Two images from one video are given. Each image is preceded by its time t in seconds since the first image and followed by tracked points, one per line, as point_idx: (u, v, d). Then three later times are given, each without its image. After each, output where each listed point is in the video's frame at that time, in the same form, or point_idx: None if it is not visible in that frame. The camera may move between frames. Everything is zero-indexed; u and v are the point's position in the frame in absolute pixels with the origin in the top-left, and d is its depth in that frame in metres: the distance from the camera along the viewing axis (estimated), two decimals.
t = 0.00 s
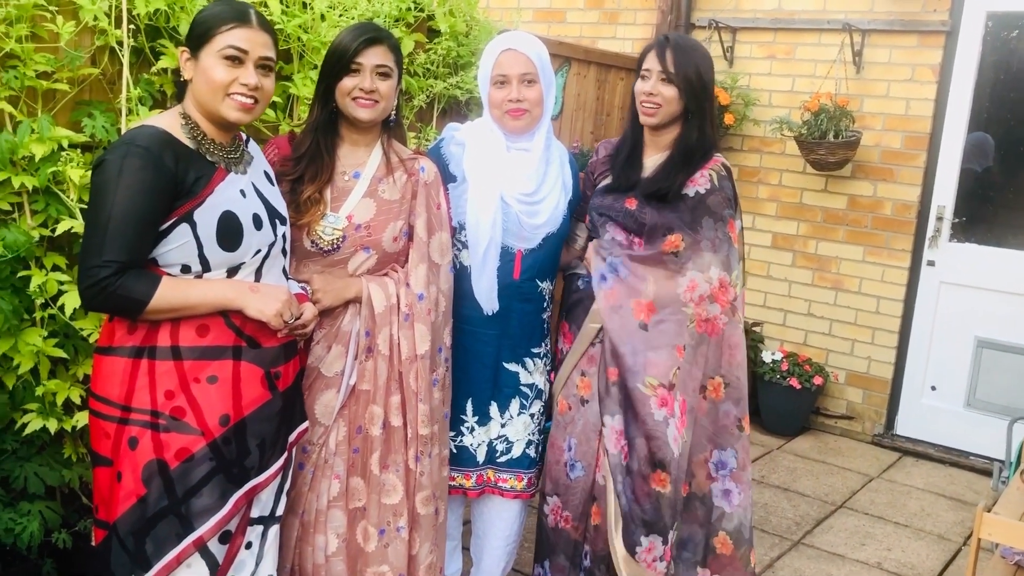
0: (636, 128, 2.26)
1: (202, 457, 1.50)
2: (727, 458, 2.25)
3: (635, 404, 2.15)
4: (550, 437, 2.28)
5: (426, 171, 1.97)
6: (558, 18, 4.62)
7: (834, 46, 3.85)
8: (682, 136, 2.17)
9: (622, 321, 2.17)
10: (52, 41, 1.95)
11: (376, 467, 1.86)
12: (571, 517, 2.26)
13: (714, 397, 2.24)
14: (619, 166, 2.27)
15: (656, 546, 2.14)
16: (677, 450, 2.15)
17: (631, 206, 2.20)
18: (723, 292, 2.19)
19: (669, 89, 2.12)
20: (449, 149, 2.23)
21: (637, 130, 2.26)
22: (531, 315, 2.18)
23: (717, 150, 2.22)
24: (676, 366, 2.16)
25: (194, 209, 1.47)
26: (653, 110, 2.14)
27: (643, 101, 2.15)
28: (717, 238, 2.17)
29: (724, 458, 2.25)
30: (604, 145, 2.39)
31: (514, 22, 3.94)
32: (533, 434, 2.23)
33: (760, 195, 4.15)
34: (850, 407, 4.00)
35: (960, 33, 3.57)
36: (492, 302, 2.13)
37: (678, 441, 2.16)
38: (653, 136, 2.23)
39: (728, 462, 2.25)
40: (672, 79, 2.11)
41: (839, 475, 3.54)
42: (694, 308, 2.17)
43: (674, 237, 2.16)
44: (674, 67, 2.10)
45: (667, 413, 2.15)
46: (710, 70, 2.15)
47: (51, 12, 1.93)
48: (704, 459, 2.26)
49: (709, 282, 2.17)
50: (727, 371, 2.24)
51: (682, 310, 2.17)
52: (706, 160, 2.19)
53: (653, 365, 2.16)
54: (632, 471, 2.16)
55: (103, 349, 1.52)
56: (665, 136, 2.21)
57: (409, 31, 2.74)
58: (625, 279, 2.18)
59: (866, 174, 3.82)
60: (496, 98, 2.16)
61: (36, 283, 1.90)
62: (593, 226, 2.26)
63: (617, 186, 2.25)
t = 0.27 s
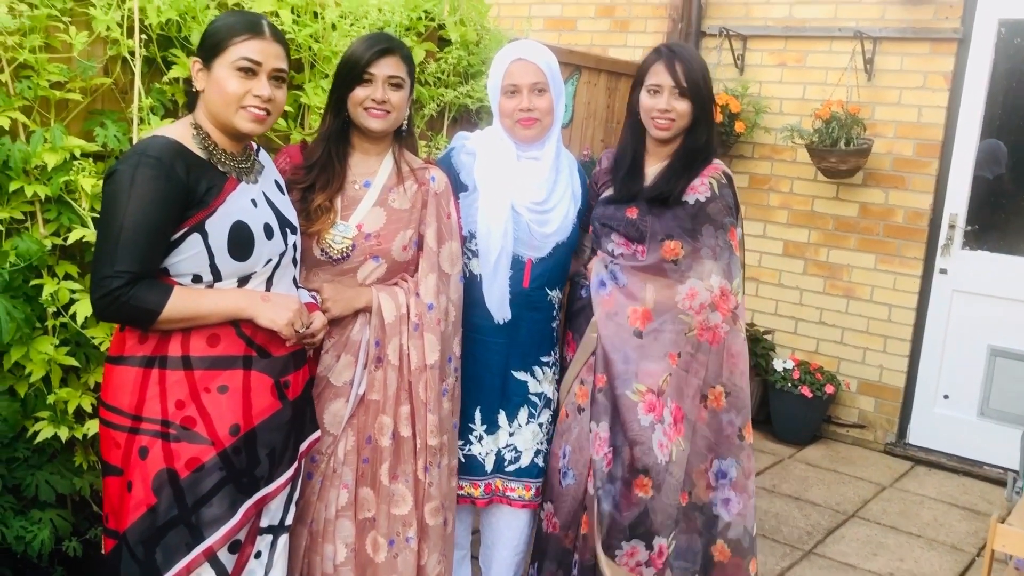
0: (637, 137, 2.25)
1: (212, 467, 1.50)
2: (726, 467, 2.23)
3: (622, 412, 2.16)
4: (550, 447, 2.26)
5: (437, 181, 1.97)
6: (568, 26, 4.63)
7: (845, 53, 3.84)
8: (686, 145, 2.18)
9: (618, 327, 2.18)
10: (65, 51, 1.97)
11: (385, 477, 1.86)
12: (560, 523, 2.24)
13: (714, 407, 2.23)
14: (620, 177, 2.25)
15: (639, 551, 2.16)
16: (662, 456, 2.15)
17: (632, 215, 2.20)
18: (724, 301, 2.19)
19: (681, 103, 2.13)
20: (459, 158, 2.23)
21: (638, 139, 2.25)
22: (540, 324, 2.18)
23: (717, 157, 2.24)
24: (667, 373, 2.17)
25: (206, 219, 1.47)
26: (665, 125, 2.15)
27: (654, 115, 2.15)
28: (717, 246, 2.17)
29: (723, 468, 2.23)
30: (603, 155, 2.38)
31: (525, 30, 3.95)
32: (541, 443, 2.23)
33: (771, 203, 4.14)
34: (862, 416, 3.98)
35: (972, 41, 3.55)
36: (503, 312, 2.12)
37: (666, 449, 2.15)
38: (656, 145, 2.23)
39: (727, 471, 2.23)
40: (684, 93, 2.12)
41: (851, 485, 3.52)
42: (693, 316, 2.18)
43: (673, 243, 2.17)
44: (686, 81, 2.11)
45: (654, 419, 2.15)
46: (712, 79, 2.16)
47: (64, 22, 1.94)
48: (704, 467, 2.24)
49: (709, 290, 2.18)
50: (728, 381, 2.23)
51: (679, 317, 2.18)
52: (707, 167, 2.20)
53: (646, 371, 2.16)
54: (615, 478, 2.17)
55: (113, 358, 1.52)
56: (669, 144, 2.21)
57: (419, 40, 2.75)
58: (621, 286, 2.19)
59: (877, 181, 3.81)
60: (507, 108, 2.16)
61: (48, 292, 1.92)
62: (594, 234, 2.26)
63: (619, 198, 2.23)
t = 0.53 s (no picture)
0: (641, 149, 2.25)
1: (226, 485, 1.50)
2: (728, 479, 2.21)
3: (626, 423, 2.16)
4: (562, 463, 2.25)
5: (449, 197, 1.97)
6: (579, 39, 4.64)
7: (857, 63, 3.83)
8: (690, 154, 2.18)
9: (622, 338, 2.18)
10: (78, 70, 1.98)
11: (399, 494, 1.85)
12: (567, 537, 2.23)
13: (717, 417, 2.20)
14: (625, 190, 2.24)
15: (635, 560, 2.17)
16: (660, 464, 2.16)
17: (639, 227, 2.19)
18: (728, 310, 2.19)
19: (685, 112, 2.13)
20: (472, 172, 2.23)
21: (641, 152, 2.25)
22: (552, 338, 2.17)
23: (721, 166, 2.24)
24: (672, 383, 2.17)
25: (218, 236, 1.47)
26: (670, 135, 2.14)
27: (659, 126, 2.14)
28: (723, 255, 2.17)
29: (726, 479, 2.21)
30: (608, 170, 2.37)
31: (536, 43, 3.95)
32: (554, 458, 2.22)
33: (784, 214, 4.12)
34: (879, 427, 3.94)
35: (985, 49, 3.53)
36: (517, 326, 2.11)
37: (665, 457, 2.16)
38: (660, 157, 2.23)
39: (728, 483, 2.21)
40: (688, 103, 2.12)
41: (869, 497, 3.49)
42: (697, 325, 2.18)
43: (679, 252, 2.17)
44: (689, 91, 2.11)
45: (658, 429, 2.16)
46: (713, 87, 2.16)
47: (77, 41, 1.95)
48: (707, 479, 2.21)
49: (713, 299, 2.18)
50: (733, 392, 2.21)
51: (684, 327, 2.18)
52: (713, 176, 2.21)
53: (653, 381, 2.17)
54: (615, 491, 2.17)
55: (126, 377, 1.52)
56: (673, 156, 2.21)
57: (430, 55, 2.75)
58: (626, 297, 2.19)
59: (891, 191, 3.79)
60: (519, 122, 2.16)
61: (62, 309, 1.92)
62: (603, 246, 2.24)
63: (624, 211, 2.22)
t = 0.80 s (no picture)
0: (649, 158, 2.24)
1: (237, 507, 1.48)
2: (740, 490, 2.19)
3: (641, 435, 2.15)
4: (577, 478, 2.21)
5: (459, 212, 1.96)
6: (588, 51, 4.63)
7: (869, 70, 3.80)
8: (698, 162, 2.17)
9: (633, 348, 2.16)
10: (88, 90, 1.98)
11: (413, 513, 1.83)
12: (583, 553, 2.19)
13: (729, 427, 2.19)
14: (634, 200, 2.23)
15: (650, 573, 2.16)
16: (672, 474, 2.15)
17: (649, 236, 2.17)
18: (740, 318, 2.17)
19: (692, 120, 2.11)
20: (483, 185, 2.21)
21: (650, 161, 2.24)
22: (565, 352, 2.15)
23: (731, 173, 2.22)
24: (684, 393, 2.15)
25: (227, 256, 1.46)
26: (677, 142, 2.13)
27: (665, 134, 2.13)
28: (733, 263, 2.16)
29: (739, 490, 2.19)
30: (617, 180, 2.38)
31: (545, 55, 3.94)
32: (571, 474, 2.18)
33: (798, 223, 4.08)
34: (898, 437, 3.90)
35: (999, 53, 3.50)
36: (531, 340, 2.09)
37: (677, 466, 2.15)
38: (668, 166, 2.22)
39: (741, 494, 2.19)
40: (694, 111, 2.11)
41: (890, 508, 3.44)
42: (708, 334, 2.16)
43: (690, 260, 2.15)
44: (696, 98, 2.09)
45: (670, 439, 2.14)
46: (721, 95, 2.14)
47: (86, 61, 1.95)
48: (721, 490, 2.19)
49: (724, 307, 2.16)
50: (745, 401, 2.19)
51: (695, 336, 2.16)
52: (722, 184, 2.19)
53: (665, 392, 2.15)
54: (630, 503, 2.16)
55: (136, 399, 1.51)
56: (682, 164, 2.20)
57: (439, 69, 2.75)
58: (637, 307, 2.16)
59: (906, 198, 3.75)
60: (529, 135, 2.15)
61: (74, 330, 1.91)
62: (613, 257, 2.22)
63: (633, 221, 2.21)
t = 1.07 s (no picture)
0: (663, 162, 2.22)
1: (252, 521, 1.46)
2: (761, 496, 2.14)
3: (657, 441, 2.11)
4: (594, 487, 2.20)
5: (471, 219, 1.94)
6: (600, 55, 4.61)
7: (884, 70, 3.77)
8: (714, 165, 2.14)
9: (649, 353, 2.13)
10: (99, 102, 1.97)
11: (429, 524, 1.81)
12: (605, 565, 2.18)
13: (749, 432, 2.14)
14: (649, 203, 2.21)
15: None
16: (693, 481, 2.10)
17: (664, 239, 2.15)
18: (758, 321, 2.13)
19: (707, 121, 2.09)
20: (495, 192, 2.19)
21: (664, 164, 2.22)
22: (580, 359, 2.13)
23: (747, 175, 2.19)
24: (701, 399, 2.10)
25: (239, 267, 1.45)
26: (692, 144, 2.10)
27: (680, 135, 2.11)
28: (750, 265, 2.12)
29: (760, 496, 2.14)
30: (631, 185, 2.35)
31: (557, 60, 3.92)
32: (587, 483, 2.16)
33: (814, 225, 4.05)
34: (919, 440, 3.85)
35: (1016, 51, 3.46)
36: (546, 347, 2.07)
37: (697, 474, 2.10)
38: (683, 168, 2.19)
39: (762, 500, 2.14)
40: (709, 112, 2.08)
41: (912, 513, 3.40)
42: (725, 337, 2.12)
43: (705, 262, 2.11)
44: (711, 99, 2.07)
45: (688, 445, 2.10)
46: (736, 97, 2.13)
47: (97, 74, 1.95)
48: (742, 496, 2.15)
49: (742, 310, 2.12)
50: (764, 406, 2.15)
51: (712, 339, 2.12)
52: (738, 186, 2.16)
53: (680, 397, 2.11)
54: (648, 509, 2.11)
55: (150, 413, 1.50)
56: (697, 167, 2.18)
57: (451, 76, 2.74)
58: (652, 310, 2.14)
59: (924, 199, 3.71)
60: (540, 140, 2.13)
61: (87, 343, 1.90)
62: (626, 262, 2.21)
63: (647, 224, 2.19)
